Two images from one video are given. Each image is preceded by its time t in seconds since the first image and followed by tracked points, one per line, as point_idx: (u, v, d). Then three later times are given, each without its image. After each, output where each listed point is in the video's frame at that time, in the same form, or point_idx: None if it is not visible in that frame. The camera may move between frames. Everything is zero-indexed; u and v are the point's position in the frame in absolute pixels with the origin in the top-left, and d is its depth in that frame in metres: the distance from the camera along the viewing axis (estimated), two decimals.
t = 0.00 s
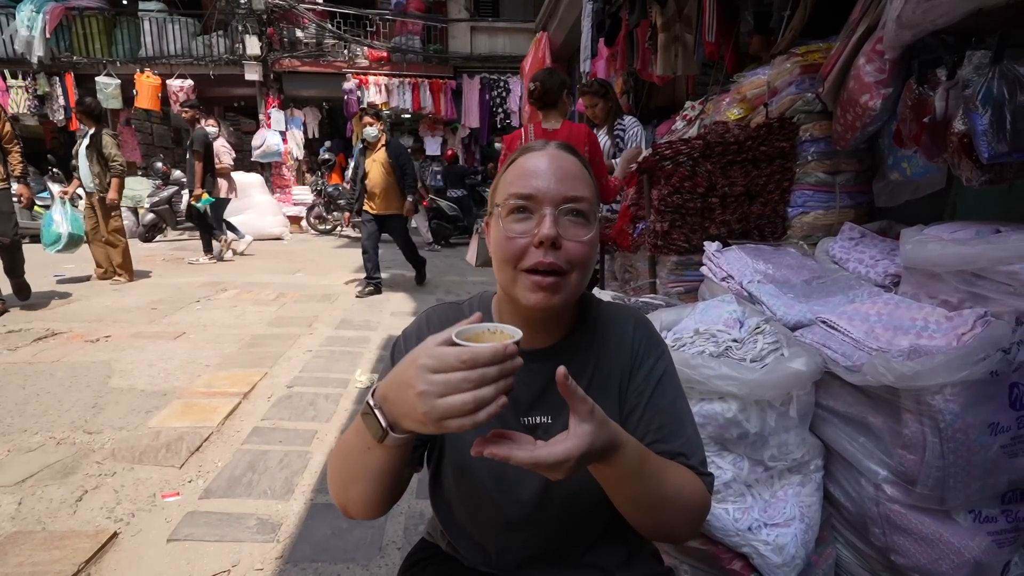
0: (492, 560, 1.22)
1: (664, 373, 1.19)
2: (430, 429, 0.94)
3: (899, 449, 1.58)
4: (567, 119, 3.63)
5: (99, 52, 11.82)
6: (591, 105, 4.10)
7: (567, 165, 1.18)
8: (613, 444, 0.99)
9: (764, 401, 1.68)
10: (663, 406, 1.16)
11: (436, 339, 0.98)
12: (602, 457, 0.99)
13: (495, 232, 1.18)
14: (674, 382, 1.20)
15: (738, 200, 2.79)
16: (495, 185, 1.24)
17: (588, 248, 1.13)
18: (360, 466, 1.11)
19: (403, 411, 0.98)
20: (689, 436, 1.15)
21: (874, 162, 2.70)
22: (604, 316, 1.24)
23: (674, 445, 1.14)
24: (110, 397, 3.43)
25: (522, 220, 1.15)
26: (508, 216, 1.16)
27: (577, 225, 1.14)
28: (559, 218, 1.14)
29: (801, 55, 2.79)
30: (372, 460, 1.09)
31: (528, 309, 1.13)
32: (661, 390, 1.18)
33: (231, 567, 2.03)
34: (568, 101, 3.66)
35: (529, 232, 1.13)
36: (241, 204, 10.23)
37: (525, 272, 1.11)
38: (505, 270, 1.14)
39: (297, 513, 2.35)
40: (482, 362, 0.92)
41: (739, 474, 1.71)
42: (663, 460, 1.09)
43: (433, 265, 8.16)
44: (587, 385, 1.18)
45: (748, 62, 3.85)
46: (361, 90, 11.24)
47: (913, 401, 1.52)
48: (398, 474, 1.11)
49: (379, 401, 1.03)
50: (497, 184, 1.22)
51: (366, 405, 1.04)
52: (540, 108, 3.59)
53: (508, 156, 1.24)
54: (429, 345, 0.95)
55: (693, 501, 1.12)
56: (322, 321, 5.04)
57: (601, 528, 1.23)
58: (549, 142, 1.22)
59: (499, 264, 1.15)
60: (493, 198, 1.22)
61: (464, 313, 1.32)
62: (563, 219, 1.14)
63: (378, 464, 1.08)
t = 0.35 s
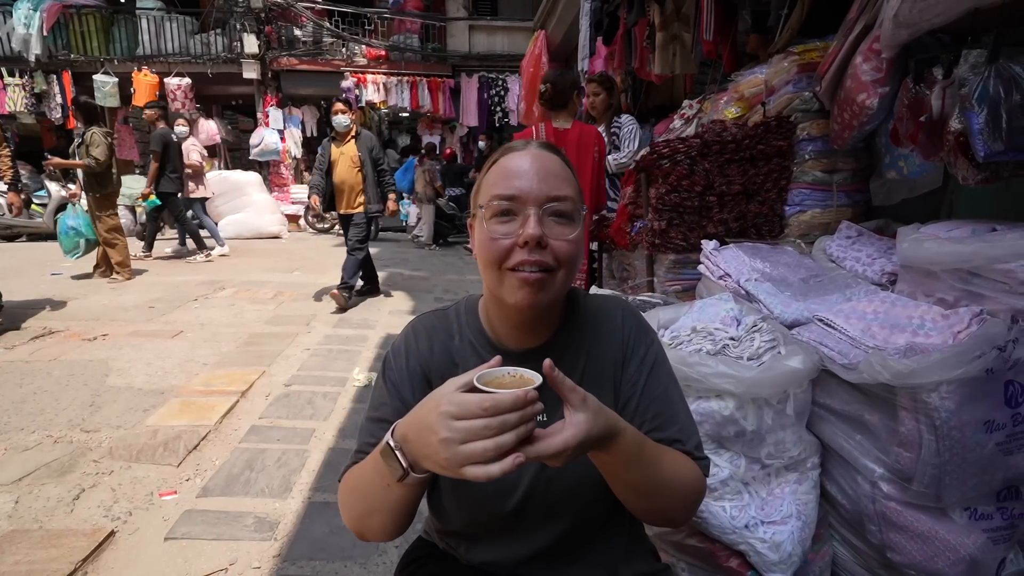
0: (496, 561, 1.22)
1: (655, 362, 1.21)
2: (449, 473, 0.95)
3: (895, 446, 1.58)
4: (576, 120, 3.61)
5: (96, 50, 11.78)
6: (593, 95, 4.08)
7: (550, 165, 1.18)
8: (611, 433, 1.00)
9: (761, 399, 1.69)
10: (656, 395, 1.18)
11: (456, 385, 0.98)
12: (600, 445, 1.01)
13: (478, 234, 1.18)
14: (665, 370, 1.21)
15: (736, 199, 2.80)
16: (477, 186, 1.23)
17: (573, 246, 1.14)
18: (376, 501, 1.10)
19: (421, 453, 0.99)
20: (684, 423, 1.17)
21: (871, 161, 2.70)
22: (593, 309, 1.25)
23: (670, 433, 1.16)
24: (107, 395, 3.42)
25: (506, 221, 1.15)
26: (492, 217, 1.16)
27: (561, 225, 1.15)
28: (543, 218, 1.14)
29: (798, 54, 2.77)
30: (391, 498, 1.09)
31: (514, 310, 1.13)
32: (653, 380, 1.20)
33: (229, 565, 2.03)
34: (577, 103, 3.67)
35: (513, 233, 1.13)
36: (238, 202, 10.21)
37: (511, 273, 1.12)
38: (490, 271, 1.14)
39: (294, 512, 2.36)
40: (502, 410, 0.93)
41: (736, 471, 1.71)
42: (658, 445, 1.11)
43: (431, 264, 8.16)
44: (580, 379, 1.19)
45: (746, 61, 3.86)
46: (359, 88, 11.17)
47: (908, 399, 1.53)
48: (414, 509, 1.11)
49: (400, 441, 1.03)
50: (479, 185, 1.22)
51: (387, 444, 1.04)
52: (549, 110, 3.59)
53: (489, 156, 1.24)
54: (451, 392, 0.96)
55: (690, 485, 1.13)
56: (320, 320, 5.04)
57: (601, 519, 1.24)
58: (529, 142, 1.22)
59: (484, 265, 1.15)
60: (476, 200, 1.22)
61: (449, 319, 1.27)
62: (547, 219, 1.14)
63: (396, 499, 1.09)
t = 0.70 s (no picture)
0: (491, 564, 1.22)
1: (645, 362, 1.21)
2: (448, 479, 0.95)
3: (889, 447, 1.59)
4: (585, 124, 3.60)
5: (91, 50, 11.78)
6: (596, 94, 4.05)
7: (538, 174, 1.17)
8: (600, 436, 1.01)
9: (756, 400, 1.69)
10: (646, 394, 1.18)
11: (452, 391, 0.98)
12: (592, 448, 1.01)
13: (466, 242, 1.17)
14: (655, 369, 1.21)
15: (731, 200, 2.80)
16: (464, 192, 1.22)
17: (562, 256, 1.14)
18: (373, 510, 1.10)
19: (417, 459, 0.99)
20: (674, 422, 1.18)
21: (865, 163, 2.71)
22: (583, 309, 1.25)
23: (659, 432, 1.16)
24: (101, 397, 3.41)
25: (493, 230, 1.15)
26: (479, 226, 1.16)
27: (550, 234, 1.15)
28: (532, 228, 1.14)
29: (792, 56, 2.80)
30: (387, 507, 1.08)
31: (501, 320, 1.14)
32: (643, 380, 1.20)
33: (223, 568, 2.02)
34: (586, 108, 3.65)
35: (501, 243, 1.13)
36: (233, 204, 10.18)
37: (498, 283, 1.12)
38: (478, 281, 1.15)
39: (289, 514, 2.35)
40: (499, 415, 0.93)
41: (731, 473, 1.71)
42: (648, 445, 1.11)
43: (427, 265, 8.15)
44: (570, 381, 1.19)
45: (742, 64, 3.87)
46: (355, 89, 11.13)
47: (902, 400, 1.53)
48: (411, 515, 1.11)
49: (397, 448, 1.03)
50: (466, 191, 1.21)
51: (382, 452, 1.04)
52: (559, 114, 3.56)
53: (477, 161, 1.22)
54: (449, 397, 0.96)
55: (680, 484, 1.14)
56: (315, 321, 5.03)
57: (595, 519, 1.24)
58: (517, 148, 1.20)
59: (472, 274, 1.16)
60: (463, 207, 1.21)
61: (439, 323, 1.27)
62: (535, 228, 1.14)
63: (392, 507, 1.08)
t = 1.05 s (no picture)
0: (490, 560, 1.22)
1: (640, 355, 1.21)
2: (443, 472, 0.95)
3: (891, 445, 1.58)
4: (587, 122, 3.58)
5: (91, 49, 11.78)
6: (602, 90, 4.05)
7: (530, 170, 1.16)
8: (594, 430, 1.00)
9: (757, 397, 1.69)
10: (641, 388, 1.18)
11: (448, 384, 0.98)
12: (586, 441, 1.00)
13: (459, 239, 1.17)
14: (651, 363, 1.21)
15: (732, 198, 2.79)
16: (457, 189, 1.22)
17: (555, 253, 1.13)
18: (370, 505, 1.09)
19: (413, 452, 0.98)
20: (669, 416, 1.17)
21: (867, 159, 2.71)
22: (577, 304, 1.25)
23: (654, 426, 1.16)
24: (102, 395, 3.40)
25: (486, 227, 1.14)
26: (471, 223, 1.15)
27: (542, 230, 1.14)
28: (524, 225, 1.13)
29: (794, 52, 2.75)
30: (382, 501, 1.08)
31: (495, 317, 1.13)
32: (638, 373, 1.20)
33: (224, 565, 2.02)
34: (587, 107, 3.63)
35: (494, 239, 1.12)
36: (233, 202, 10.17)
37: (491, 280, 1.11)
38: (472, 278, 1.14)
39: (290, 511, 2.34)
40: (493, 407, 0.92)
41: (731, 470, 1.71)
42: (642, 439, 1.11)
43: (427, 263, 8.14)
44: (564, 375, 1.19)
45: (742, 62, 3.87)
46: (355, 87, 11.15)
47: (904, 397, 1.52)
48: (408, 509, 1.11)
49: (393, 441, 1.02)
50: (459, 188, 1.21)
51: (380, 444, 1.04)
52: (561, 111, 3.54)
53: (470, 158, 1.22)
54: (445, 390, 0.96)
55: (675, 479, 1.13)
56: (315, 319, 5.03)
57: (592, 515, 1.23)
58: (509, 144, 1.20)
59: (465, 271, 1.15)
60: (456, 204, 1.20)
61: (435, 320, 1.26)
62: (528, 225, 1.13)
63: (389, 501, 1.08)
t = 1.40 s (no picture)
0: (495, 551, 1.22)
1: (645, 346, 1.20)
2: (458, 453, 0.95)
3: (894, 437, 1.58)
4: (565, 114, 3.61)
5: (93, 43, 11.78)
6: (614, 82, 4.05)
7: (529, 161, 1.16)
8: (605, 413, 1.00)
9: (760, 389, 1.69)
10: (645, 379, 1.17)
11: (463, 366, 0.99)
12: (598, 424, 1.00)
13: (461, 233, 1.17)
14: (655, 354, 1.20)
15: (735, 190, 2.78)
16: (456, 184, 1.21)
17: (559, 241, 1.13)
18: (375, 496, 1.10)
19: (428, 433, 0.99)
20: (675, 407, 1.16)
21: (870, 152, 2.70)
22: (582, 295, 1.25)
23: (660, 417, 1.15)
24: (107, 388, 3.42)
25: (488, 221, 1.14)
26: (474, 217, 1.15)
27: (545, 220, 1.14)
28: (526, 216, 1.13)
29: (798, 45, 2.77)
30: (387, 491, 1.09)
31: (501, 309, 1.14)
32: (643, 364, 1.19)
33: (228, 557, 2.04)
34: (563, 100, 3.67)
35: (497, 232, 1.12)
36: (236, 196, 10.18)
37: (496, 273, 1.12)
38: (476, 271, 1.14)
39: (294, 504, 2.36)
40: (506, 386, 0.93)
41: (734, 462, 1.71)
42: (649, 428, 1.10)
43: (430, 257, 8.15)
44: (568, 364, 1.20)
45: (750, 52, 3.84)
46: (357, 81, 11.16)
47: (908, 389, 1.52)
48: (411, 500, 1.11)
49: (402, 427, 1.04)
50: (458, 183, 1.20)
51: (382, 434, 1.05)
52: (543, 103, 3.54)
53: (467, 153, 1.21)
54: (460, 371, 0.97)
55: (683, 470, 1.12)
56: (318, 313, 5.04)
57: (597, 505, 1.23)
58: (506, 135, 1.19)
59: (469, 266, 1.15)
60: (456, 199, 1.20)
61: (437, 313, 1.27)
62: (530, 217, 1.13)
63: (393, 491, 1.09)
